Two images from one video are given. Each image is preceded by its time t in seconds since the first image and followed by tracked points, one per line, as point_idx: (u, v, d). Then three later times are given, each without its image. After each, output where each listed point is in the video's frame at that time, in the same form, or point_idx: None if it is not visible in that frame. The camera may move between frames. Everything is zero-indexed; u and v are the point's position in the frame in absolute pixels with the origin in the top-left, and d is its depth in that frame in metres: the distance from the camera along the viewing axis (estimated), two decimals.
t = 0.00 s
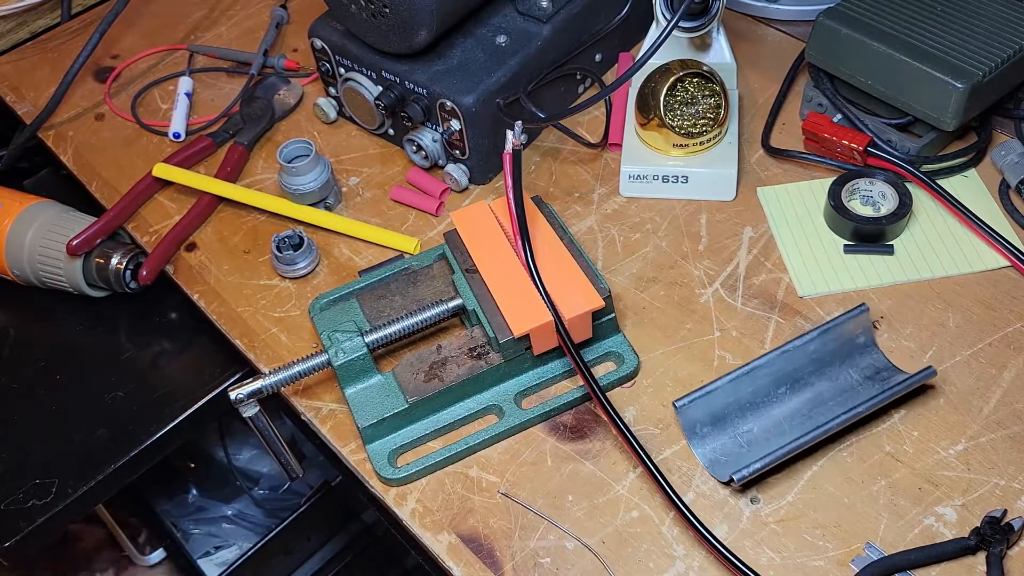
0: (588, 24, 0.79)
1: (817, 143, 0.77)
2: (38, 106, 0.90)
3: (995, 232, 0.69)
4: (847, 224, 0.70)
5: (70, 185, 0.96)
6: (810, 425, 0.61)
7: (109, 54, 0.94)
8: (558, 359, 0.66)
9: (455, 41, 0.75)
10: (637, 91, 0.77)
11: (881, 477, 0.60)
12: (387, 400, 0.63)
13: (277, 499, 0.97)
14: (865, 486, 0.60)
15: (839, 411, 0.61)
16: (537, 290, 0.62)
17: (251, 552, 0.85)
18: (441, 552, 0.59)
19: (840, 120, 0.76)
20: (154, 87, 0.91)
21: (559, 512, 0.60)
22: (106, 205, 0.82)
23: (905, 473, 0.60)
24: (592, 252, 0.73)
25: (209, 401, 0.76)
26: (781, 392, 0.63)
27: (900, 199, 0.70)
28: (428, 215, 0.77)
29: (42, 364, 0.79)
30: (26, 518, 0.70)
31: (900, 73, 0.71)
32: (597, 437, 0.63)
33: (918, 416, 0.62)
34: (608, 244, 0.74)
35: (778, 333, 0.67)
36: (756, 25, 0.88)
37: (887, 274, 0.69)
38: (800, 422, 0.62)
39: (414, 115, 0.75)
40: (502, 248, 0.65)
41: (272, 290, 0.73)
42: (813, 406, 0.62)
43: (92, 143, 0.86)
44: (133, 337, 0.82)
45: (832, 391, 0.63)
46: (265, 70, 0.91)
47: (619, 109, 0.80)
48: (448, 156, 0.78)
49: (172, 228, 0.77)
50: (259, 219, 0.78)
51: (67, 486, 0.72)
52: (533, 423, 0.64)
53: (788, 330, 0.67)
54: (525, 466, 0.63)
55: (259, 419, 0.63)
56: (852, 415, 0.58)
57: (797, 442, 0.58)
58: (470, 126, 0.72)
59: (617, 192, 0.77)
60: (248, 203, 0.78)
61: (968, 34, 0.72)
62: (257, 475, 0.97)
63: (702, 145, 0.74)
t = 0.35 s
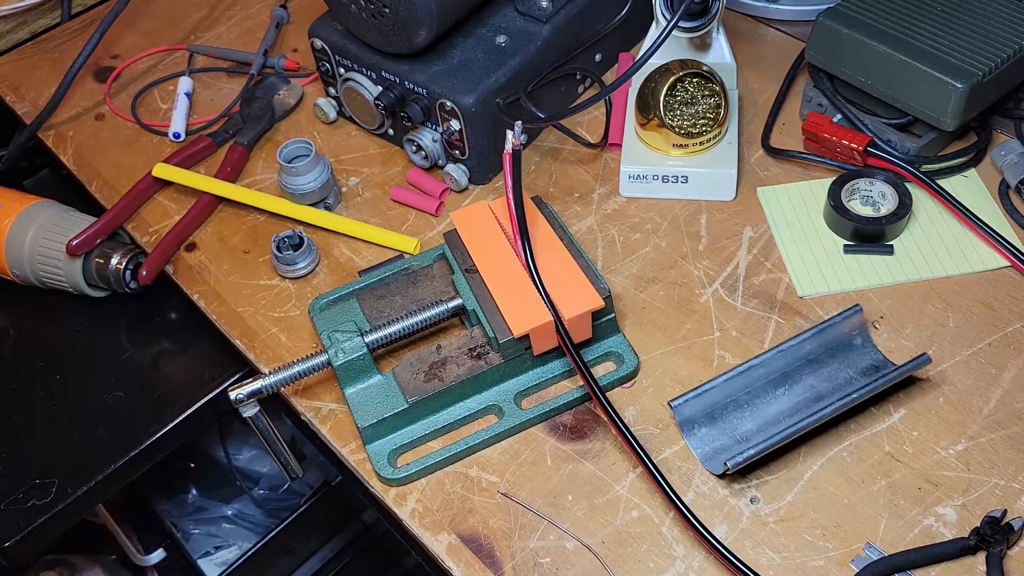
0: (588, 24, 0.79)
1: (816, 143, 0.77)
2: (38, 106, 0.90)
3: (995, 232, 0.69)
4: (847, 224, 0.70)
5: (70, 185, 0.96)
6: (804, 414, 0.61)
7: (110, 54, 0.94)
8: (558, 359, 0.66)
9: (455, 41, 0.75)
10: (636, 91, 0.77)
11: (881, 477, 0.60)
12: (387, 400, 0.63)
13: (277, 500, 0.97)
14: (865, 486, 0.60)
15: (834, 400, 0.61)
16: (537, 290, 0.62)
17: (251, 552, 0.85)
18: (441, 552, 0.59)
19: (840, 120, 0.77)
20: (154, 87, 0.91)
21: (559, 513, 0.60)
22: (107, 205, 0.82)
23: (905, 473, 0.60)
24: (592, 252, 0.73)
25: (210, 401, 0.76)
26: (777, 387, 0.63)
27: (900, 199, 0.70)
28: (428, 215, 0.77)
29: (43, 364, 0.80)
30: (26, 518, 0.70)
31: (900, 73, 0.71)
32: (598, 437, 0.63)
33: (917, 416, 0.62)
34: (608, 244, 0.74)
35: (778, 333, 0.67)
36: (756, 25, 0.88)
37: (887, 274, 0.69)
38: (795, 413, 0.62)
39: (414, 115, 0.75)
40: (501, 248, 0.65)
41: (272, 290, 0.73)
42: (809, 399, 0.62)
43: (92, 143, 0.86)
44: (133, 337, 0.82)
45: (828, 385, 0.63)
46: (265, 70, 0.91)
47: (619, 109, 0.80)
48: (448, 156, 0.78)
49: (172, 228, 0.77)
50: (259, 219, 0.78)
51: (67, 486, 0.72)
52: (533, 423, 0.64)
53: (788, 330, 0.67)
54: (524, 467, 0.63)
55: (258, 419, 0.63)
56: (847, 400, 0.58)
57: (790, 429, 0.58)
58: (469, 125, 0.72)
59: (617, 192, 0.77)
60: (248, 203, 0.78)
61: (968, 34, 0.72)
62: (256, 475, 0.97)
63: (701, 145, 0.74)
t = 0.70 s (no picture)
0: (588, 24, 0.79)
1: (817, 143, 0.77)
2: (39, 106, 0.90)
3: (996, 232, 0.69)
4: (847, 224, 0.70)
5: (71, 185, 0.96)
6: (808, 422, 0.61)
7: (110, 53, 0.94)
8: (558, 359, 0.66)
9: (455, 41, 0.75)
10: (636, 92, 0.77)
11: (882, 477, 0.60)
12: (387, 400, 0.63)
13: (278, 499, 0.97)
14: (866, 486, 0.60)
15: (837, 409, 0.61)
16: (537, 290, 0.62)
17: (251, 551, 0.85)
18: (442, 551, 0.59)
19: (841, 120, 0.77)
20: (155, 87, 0.91)
21: (560, 513, 0.60)
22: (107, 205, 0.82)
23: (906, 473, 0.60)
24: (593, 252, 0.73)
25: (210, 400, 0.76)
26: (781, 390, 0.63)
27: (901, 200, 0.70)
28: (429, 215, 0.77)
29: (43, 364, 0.80)
30: (26, 518, 0.70)
31: (901, 73, 0.71)
32: (598, 437, 0.63)
33: (918, 416, 0.62)
34: (608, 244, 0.74)
35: (778, 333, 0.67)
36: (756, 25, 0.88)
37: (886, 273, 0.69)
38: (800, 420, 0.62)
39: (414, 115, 0.75)
40: (501, 247, 0.65)
41: (272, 290, 0.73)
42: (813, 404, 0.62)
43: (92, 143, 0.86)
44: (133, 337, 0.82)
45: (831, 390, 0.63)
46: (266, 70, 0.91)
47: (619, 109, 0.80)
48: (448, 156, 0.78)
49: (172, 228, 0.77)
50: (259, 219, 0.78)
51: (67, 486, 0.72)
52: (533, 423, 0.64)
53: (788, 330, 0.67)
54: (525, 466, 0.63)
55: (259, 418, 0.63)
56: (851, 412, 0.58)
57: (796, 440, 0.58)
58: (470, 125, 0.72)
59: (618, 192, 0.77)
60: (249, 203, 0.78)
61: (968, 35, 0.72)
62: (257, 475, 0.96)
63: (702, 146, 0.74)
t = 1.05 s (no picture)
0: (588, 24, 0.79)
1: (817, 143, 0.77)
2: (39, 106, 0.90)
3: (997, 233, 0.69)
4: (848, 224, 0.70)
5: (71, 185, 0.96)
6: (812, 428, 0.61)
7: (110, 53, 0.94)
8: (559, 359, 0.66)
9: (455, 41, 0.75)
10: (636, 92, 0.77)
11: (882, 476, 0.60)
12: (387, 401, 0.63)
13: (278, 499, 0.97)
14: (866, 486, 0.60)
15: (841, 416, 0.61)
16: (537, 290, 0.62)
17: (251, 551, 0.85)
18: (442, 551, 0.59)
19: (841, 120, 0.76)
20: (155, 87, 0.91)
21: (560, 513, 0.60)
22: (107, 205, 0.82)
23: (906, 473, 0.60)
24: (593, 252, 0.73)
25: (210, 400, 0.76)
26: (783, 392, 0.63)
27: (901, 199, 0.70)
28: (428, 215, 0.77)
29: (43, 364, 0.79)
30: (26, 518, 0.70)
31: (901, 73, 0.71)
32: (598, 437, 0.63)
33: (917, 416, 0.62)
34: (608, 244, 0.74)
35: (779, 333, 0.67)
36: (757, 25, 0.88)
37: (887, 274, 0.69)
38: (802, 423, 0.62)
39: (414, 115, 0.75)
40: (501, 247, 0.65)
41: (272, 290, 0.73)
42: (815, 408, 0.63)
43: (92, 143, 0.86)
44: (133, 337, 0.82)
45: (834, 393, 0.63)
46: (266, 70, 0.91)
47: (619, 109, 0.81)
48: (448, 156, 0.78)
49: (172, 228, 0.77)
50: (259, 219, 0.78)
51: (68, 486, 0.72)
52: (533, 423, 0.64)
53: (788, 331, 0.67)
54: (526, 466, 0.63)
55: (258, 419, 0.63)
56: (857, 422, 0.59)
57: (801, 447, 0.58)
58: (470, 125, 0.72)
59: (618, 192, 0.77)
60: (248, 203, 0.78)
61: (968, 35, 0.72)
62: (257, 475, 0.97)
63: (702, 145, 0.74)
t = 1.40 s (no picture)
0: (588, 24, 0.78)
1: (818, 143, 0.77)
2: (39, 106, 0.90)
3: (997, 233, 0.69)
4: (848, 224, 0.70)
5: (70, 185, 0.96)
6: (809, 423, 0.62)
7: (110, 53, 0.94)
8: (559, 359, 0.66)
9: (455, 41, 0.75)
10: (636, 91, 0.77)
11: (882, 476, 0.60)
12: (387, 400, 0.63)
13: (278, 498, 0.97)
14: (866, 486, 0.60)
15: (838, 411, 0.61)
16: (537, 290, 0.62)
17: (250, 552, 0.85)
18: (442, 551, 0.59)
19: (841, 120, 0.77)
20: (155, 87, 0.90)
21: (560, 513, 0.60)
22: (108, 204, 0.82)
23: (905, 472, 0.60)
24: (593, 252, 0.73)
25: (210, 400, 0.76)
26: (781, 391, 0.64)
27: (900, 200, 0.71)
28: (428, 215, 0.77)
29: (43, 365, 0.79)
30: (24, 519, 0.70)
31: (901, 73, 0.71)
32: (598, 437, 0.63)
33: (917, 417, 0.62)
34: (608, 244, 0.74)
35: (779, 333, 0.67)
36: (757, 25, 0.88)
37: (887, 274, 0.69)
38: (801, 420, 0.62)
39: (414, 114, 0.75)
40: (501, 247, 0.65)
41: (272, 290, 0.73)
42: (813, 405, 0.63)
43: (92, 143, 0.86)
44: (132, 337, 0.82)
45: (832, 391, 0.63)
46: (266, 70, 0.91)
47: (619, 108, 0.81)
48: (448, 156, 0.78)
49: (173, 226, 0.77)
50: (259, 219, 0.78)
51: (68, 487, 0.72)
52: (533, 423, 0.64)
53: (788, 331, 0.67)
54: (526, 466, 0.63)
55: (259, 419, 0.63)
56: (851, 415, 0.59)
57: (797, 441, 0.59)
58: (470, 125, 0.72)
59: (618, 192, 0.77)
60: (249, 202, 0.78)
61: (968, 35, 0.72)
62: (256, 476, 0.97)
63: (702, 145, 0.74)
